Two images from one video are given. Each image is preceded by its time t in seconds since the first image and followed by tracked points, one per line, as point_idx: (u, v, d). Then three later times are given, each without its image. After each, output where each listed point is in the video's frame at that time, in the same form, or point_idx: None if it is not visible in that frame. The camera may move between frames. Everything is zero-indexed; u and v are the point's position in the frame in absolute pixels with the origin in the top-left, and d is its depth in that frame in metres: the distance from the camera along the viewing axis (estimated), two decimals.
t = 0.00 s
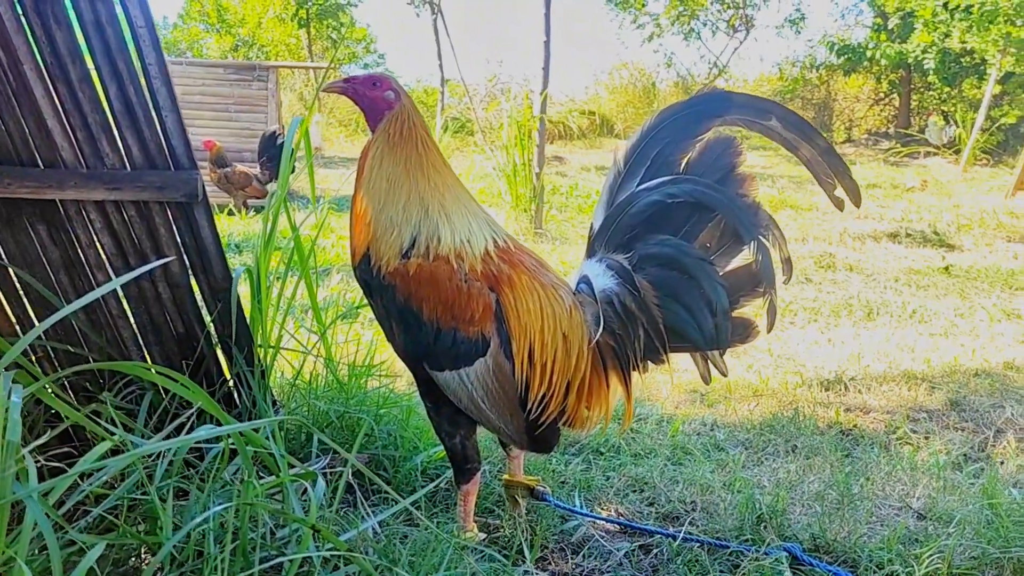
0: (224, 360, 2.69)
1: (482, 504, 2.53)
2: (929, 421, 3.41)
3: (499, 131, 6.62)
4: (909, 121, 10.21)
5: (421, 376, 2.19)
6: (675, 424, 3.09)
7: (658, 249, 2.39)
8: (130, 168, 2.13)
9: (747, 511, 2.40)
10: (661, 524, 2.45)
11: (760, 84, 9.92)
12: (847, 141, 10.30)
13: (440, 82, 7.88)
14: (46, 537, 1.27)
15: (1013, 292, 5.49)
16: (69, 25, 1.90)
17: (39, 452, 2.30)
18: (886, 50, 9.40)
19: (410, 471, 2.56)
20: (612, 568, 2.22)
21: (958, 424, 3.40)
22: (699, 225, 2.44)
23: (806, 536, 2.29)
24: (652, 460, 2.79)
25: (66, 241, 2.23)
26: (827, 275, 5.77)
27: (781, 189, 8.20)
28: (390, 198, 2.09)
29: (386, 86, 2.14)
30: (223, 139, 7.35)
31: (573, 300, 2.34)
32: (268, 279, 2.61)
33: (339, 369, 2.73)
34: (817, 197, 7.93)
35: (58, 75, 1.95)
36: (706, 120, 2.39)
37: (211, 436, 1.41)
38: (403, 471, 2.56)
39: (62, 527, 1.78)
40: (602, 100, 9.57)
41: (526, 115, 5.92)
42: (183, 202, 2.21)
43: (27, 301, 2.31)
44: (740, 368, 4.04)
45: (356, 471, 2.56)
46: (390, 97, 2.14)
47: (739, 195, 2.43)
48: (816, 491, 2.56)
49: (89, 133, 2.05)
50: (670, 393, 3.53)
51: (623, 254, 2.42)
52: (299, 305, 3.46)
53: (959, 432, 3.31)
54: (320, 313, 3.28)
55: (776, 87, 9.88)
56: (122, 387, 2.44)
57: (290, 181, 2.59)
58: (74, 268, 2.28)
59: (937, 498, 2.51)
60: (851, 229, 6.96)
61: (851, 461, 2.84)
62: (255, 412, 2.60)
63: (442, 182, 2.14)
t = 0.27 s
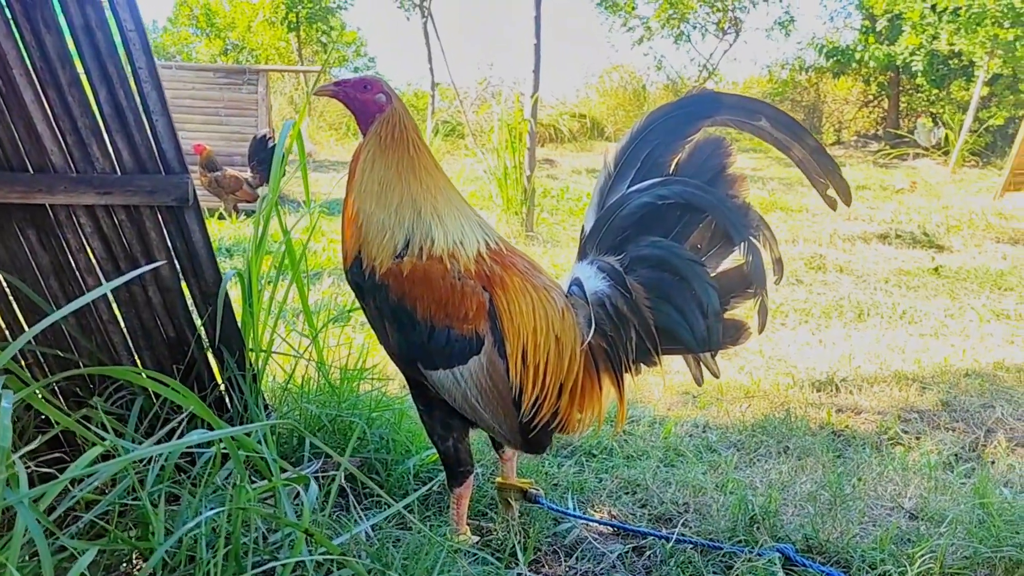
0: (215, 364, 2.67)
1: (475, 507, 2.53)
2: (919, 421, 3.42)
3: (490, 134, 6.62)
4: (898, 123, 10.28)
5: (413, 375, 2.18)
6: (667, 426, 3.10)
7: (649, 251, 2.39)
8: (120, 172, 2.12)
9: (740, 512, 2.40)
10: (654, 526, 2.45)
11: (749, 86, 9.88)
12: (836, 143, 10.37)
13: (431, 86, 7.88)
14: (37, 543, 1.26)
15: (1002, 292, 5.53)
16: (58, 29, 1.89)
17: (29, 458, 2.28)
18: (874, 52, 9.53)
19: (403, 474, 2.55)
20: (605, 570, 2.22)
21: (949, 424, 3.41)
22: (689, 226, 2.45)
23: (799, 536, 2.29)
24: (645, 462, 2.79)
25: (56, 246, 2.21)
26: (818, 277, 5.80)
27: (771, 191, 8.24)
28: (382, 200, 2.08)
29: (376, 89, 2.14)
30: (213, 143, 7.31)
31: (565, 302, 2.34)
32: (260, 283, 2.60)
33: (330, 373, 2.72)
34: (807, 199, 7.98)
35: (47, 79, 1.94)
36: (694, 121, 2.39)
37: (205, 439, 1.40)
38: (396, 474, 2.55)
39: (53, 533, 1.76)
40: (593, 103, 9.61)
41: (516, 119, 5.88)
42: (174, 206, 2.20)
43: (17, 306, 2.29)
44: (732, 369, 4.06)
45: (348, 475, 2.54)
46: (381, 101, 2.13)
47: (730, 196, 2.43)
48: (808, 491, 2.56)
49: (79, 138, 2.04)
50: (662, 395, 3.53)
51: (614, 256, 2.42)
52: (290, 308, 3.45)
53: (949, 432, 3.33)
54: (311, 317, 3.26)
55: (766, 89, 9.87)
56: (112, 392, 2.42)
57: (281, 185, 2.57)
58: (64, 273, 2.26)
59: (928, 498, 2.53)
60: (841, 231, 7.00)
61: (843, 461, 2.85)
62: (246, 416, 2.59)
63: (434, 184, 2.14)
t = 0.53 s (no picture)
0: (213, 367, 2.67)
1: (474, 509, 2.53)
2: (917, 421, 3.43)
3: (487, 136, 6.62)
4: (894, 124, 10.31)
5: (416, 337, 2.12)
6: (665, 427, 3.10)
7: (645, 255, 2.40)
8: (117, 176, 2.11)
9: (738, 513, 2.40)
10: (652, 527, 2.45)
11: (744, 87, 9.75)
12: (833, 144, 10.39)
13: (428, 88, 7.88)
14: (35, 547, 1.25)
15: (998, 292, 5.54)
16: (55, 32, 1.89)
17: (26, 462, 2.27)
18: (870, 54, 9.60)
19: (401, 477, 2.55)
20: (604, 572, 2.22)
21: (946, 424, 3.42)
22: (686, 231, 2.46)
23: (797, 537, 2.29)
24: (643, 463, 2.79)
25: (53, 249, 2.21)
26: (815, 277, 5.81)
27: (768, 192, 8.25)
28: (378, 183, 2.12)
29: (362, 93, 2.23)
30: (209, 146, 7.31)
31: (565, 304, 2.33)
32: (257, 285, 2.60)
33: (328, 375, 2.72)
34: (803, 200, 8.00)
35: (43, 83, 1.94)
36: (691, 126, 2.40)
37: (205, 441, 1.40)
38: (394, 477, 2.55)
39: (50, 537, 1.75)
40: (590, 105, 9.62)
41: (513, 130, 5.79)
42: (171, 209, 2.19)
43: (13, 309, 2.28)
44: (729, 370, 4.06)
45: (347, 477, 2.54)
46: (368, 101, 2.21)
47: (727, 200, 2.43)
48: (806, 492, 2.56)
49: (75, 141, 2.04)
50: (660, 397, 3.54)
51: (612, 260, 2.43)
52: (287, 312, 3.44)
53: (946, 432, 3.33)
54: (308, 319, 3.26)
55: (762, 91, 9.76)
56: (109, 395, 2.41)
57: (277, 187, 2.56)
58: (61, 277, 2.26)
59: (926, 498, 2.53)
60: (838, 231, 7.01)
61: (841, 462, 2.85)
62: (244, 419, 2.58)
63: (421, 180, 2.16)
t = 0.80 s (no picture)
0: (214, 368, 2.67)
1: (474, 510, 2.53)
2: (918, 421, 3.43)
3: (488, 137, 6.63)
4: (896, 124, 10.31)
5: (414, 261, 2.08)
6: (666, 428, 3.10)
7: (638, 262, 2.37)
8: (118, 177, 2.12)
9: (739, 514, 2.40)
10: (652, 528, 2.45)
11: (745, 88, 9.62)
12: (834, 144, 10.40)
13: (429, 89, 7.89)
14: (36, 548, 1.26)
15: (999, 292, 5.55)
16: (56, 35, 1.90)
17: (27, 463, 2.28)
18: (871, 54, 9.64)
19: (402, 478, 2.55)
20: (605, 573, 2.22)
21: (947, 424, 3.42)
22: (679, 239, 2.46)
23: (798, 538, 2.29)
24: (644, 464, 2.78)
25: (54, 251, 2.21)
26: (816, 278, 5.81)
27: (769, 193, 8.25)
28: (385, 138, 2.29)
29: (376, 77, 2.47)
30: (210, 147, 7.33)
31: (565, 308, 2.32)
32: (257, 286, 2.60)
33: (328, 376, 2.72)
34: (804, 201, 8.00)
35: (44, 85, 1.94)
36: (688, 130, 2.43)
37: (187, 340, 1.47)
38: (395, 478, 2.55)
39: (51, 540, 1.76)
40: (591, 106, 9.62)
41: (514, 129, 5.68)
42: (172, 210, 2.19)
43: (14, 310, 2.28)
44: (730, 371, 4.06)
45: (348, 479, 2.55)
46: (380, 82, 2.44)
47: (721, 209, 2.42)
48: (807, 493, 2.56)
49: (76, 142, 2.04)
50: (661, 397, 3.54)
51: (606, 267, 2.40)
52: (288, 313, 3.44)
53: (948, 432, 3.33)
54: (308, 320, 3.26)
55: (763, 91, 9.73)
56: (110, 398, 2.42)
57: (277, 189, 2.59)
58: (62, 278, 2.26)
59: (927, 499, 2.53)
60: (839, 232, 7.01)
61: (842, 463, 2.85)
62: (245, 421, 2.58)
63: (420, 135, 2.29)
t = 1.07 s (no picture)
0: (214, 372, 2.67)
1: (475, 513, 2.53)
2: (918, 423, 3.43)
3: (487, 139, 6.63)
4: (896, 124, 10.31)
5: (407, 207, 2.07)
6: (666, 430, 3.10)
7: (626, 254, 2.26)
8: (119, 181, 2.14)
9: (738, 515, 2.41)
10: (652, 530, 2.45)
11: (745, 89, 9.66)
12: (834, 145, 10.40)
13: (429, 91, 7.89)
14: (36, 554, 1.26)
15: (999, 293, 5.55)
16: (57, 40, 1.91)
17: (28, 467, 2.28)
18: (871, 55, 9.58)
19: (402, 481, 2.56)
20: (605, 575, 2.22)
21: (947, 425, 3.42)
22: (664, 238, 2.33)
23: (798, 539, 2.30)
24: (644, 466, 2.79)
25: (56, 255, 2.22)
26: (816, 279, 5.81)
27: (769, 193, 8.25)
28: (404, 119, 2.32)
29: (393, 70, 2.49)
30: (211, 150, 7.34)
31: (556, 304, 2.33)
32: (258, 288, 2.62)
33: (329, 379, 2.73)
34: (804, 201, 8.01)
35: (45, 88, 1.94)
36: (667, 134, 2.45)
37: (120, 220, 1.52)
38: (395, 481, 2.56)
39: (55, 544, 1.77)
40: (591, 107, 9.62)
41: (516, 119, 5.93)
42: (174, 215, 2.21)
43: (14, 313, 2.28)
44: (730, 372, 4.07)
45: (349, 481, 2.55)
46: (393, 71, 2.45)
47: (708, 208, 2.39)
48: (806, 494, 2.56)
49: (77, 146, 2.04)
50: (661, 399, 3.54)
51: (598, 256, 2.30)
52: (288, 315, 3.45)
53: (948, 433, 3.33)
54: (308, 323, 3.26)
55: (763, 92, 9.70)
56: (111, 402, 2.42)
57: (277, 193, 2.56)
58: (63, 282, 2.26)
59: (926, 500, 2.53)
60: (840, 233, 7.01)
61: (842, 464, 2.85)
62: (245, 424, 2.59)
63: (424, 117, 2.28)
